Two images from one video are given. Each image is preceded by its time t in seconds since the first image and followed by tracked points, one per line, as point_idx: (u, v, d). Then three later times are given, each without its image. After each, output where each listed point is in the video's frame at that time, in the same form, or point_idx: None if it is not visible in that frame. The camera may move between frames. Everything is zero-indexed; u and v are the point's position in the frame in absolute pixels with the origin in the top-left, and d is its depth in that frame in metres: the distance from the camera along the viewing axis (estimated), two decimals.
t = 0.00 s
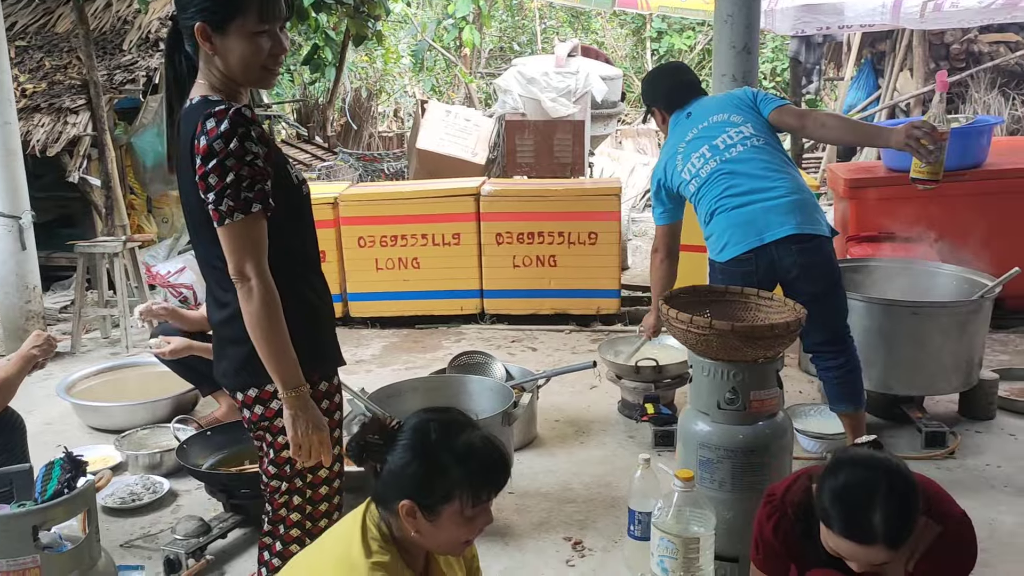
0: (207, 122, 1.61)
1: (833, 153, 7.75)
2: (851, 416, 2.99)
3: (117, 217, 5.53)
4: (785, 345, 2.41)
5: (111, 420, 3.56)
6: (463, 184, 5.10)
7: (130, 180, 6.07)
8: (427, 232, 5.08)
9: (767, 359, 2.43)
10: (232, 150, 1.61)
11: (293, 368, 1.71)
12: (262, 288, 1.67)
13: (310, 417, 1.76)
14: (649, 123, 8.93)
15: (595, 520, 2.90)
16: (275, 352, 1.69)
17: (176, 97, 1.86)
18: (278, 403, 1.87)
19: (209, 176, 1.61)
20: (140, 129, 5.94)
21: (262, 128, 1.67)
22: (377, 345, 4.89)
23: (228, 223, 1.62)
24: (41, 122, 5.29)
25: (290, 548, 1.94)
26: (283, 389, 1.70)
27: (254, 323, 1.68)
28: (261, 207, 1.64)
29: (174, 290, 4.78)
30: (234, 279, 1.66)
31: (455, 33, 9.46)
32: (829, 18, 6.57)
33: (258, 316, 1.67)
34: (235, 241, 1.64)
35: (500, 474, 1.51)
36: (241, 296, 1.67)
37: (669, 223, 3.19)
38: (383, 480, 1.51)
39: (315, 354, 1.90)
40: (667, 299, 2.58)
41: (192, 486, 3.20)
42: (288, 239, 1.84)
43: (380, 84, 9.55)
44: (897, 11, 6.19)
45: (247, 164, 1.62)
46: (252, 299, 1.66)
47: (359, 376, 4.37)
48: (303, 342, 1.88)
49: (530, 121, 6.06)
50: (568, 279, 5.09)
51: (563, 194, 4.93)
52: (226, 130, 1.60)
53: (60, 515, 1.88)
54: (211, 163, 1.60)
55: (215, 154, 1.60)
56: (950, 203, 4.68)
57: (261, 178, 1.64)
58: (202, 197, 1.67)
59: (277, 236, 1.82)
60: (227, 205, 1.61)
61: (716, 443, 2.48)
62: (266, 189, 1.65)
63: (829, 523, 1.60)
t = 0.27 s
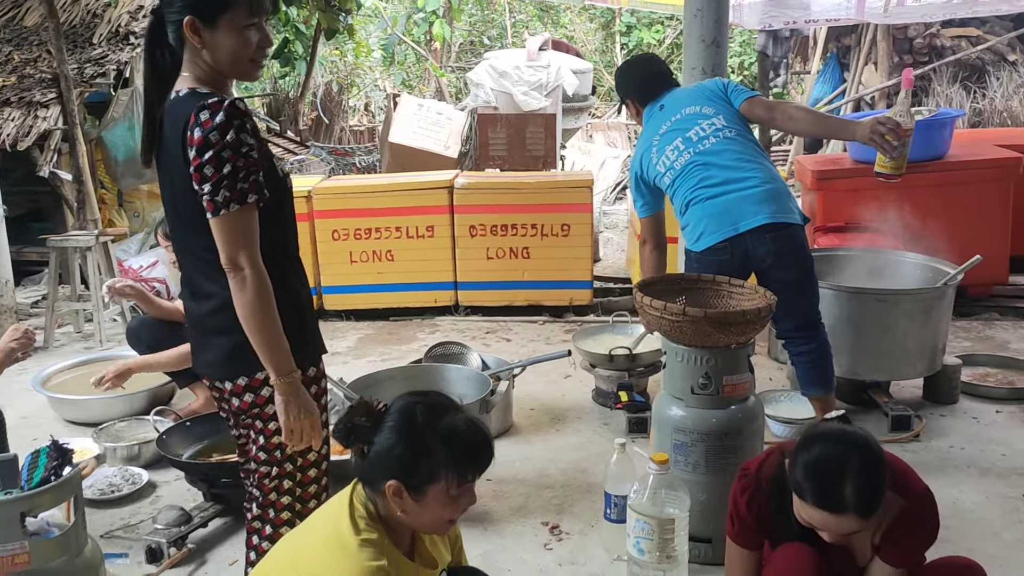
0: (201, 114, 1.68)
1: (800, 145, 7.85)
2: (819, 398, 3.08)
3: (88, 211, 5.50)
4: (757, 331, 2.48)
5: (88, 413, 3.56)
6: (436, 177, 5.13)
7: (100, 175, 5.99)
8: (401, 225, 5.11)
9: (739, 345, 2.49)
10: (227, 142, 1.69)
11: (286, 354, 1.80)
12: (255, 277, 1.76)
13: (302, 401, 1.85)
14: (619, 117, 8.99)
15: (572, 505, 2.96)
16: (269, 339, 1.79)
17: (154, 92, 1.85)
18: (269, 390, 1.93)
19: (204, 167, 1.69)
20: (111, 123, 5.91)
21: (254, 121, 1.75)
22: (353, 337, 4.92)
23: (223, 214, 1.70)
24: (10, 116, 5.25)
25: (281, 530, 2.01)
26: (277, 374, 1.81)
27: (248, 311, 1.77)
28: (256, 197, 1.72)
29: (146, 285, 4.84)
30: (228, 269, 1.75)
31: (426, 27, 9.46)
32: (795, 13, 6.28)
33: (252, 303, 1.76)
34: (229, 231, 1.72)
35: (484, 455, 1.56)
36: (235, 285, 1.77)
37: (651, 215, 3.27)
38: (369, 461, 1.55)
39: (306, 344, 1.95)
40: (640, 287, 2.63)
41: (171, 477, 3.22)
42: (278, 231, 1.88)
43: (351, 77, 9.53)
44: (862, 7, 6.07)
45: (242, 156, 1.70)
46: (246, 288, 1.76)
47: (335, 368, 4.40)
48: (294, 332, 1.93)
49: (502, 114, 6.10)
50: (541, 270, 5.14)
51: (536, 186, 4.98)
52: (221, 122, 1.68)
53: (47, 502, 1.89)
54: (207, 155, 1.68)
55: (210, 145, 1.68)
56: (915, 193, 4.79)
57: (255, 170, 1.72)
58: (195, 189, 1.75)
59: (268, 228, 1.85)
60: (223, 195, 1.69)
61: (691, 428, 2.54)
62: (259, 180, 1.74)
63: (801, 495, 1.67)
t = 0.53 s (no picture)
0: (195, 100, 1.74)
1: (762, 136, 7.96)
2: (790, 383, 3.17)
3: (53, 205, 5.45)
4: (725, 314, 2.57)
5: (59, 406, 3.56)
6: (404, 168, 5.16)
7: (63, 167, 5.92)
8: (370, 216, 5.13)
9: (708, 327, 2.57)
10: (223, 128, 1.75)
11: (275, 337, 1.88)
12: (246, 260, 1.83)
13: (288, 385, 1.92)
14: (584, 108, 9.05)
15: (545, 488, 3.02)
16: (258, 322, 1.86)
17: (139, 80, 1.89)
18: (251, 374, 1.96)
19: (200, 152, 1.75)
20: (74, 116, 5.86)
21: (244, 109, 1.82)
22: (323, 328, 4.94)
23: (217, 198, 1.77)
24: None
25: (265, 512, 2.05)
26: (266, 358, 1.88)
27: (237, 294, 1.84)
28: (248, 182, 1.79)
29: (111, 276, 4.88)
30: (219, 253, 1.82)
31: (389, 19, 9.44)
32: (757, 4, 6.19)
33: (243, 286, 1.83)
34: (221, 216, 1.78)
35: (469, 432, 1.62)
36: (226, 268, 1.83)
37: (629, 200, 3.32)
38: (357, 439, 1.60)
39: (293, 329, 2.01)
40: (611, 273, 2.69)
41: (146, 468, 3.23)
42: (267, 216, 1.94)
43: (314, 70, 9.48)
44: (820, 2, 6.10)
45: (238, 141, 1.77)
46: (237, 270, 1.82)
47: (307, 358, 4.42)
48: (281, 315, 1.98)
49: (468, 106, 6.13)
50: (510, 260, 5.20)
51: (502, 176, 5.03)
52: (216, 108, 1.74)
53: (32, 488, 1.89)
54: (203, 140, 1.74)
55: (206, 131, 1.74)
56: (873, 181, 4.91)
57: (247, 156, 1.79)
58: (187, 174, 1.81)
59: (257, 214, 1.91)
60: (218, 180, 1.76)
61: (662, 409, 2.61)
62: (251, 166, 1.81)
63: (769, 469, 1.73)
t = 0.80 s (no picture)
0: (146, 90, 1.74)
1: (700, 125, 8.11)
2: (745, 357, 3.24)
3: None
4: (672, 297, 2.64)
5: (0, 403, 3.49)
6: (348, 158, 5.16)
7: None
8: (314, 207, 5.11)
9: (655, 310, 2.65)
10: (175, 117, 1.75)
11: (236, 324, 1.89)
12: (203, 249, 1.83)
13: (252, 369, 1.93)
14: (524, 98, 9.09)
15: (498, 472, 3.07)
16: (217, 309, 1.87)
17: (91, 69, 1.88)
18: (206, 362, 1.95)
19: (152, 142, 1.75)
20: (5, 108, 5.72)
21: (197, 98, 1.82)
22: (268, 319, 4.91)
23: (170, 187, 1.77)
24: None
25: (220, 503, 2.03)
26: (227, 343, 1.89)
27: (195, 282, 1.84)
28: (202, 170, 1.80)
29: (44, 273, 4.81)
30: (175, 242, 1.82)
31: (327, 8, 9.35)
32: None
33: (200, 275, 1.84)
34: (175, 205, 1.79)
35: (432, 417, 1.66)
36: (182, 258, 1.83)
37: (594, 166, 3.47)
38: (322, 424, 1.62)
39: (247, 317, 2.02)
40: (561, 258, 2.74)
41: (94, 463, 3.19)
42: (222, 204, 1.94)
43: (251, 60, 9.35)
44: None
45: (189, 130, 1.77)
46: (194, 259, 1.83)
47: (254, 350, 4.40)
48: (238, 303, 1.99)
49: (411, 95, 6.14)
50: (455, 249, 5.22)
51: (447, 166, 5.06)
52: (167, 98, 1.74)
53: None
54: (154, 130, 1.74)
55: (157, 120, 1.74)
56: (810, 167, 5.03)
57: (201, 145, 1.80)
58: (140, 164, 1.80)
59: (212, 203, 1.91)
60: (171, 169, 1.76)
61: (612, 391, 2.67)
62: (206, 155, 1.81)
63: (724, 423, 1.81)
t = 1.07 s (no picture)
0: (80, 87, 1.69)
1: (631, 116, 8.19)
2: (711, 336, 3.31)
3: None
4: (618, 286, 2.67)
5: None
6: (282, 152, 5.08)
7: None
8: (248, 202, 5.02)
9: (602, 300, 2.67)
10: (109, 115, 1.71)
11: (181, 324, 1.84)
12: (144, 249, 1.79)
13: (200, 369, 1.88)
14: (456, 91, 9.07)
15: (448, 464, 3.08)
16: (161, 309, 1.81)
17: (25, 64, 1.83)
18: (155, 361, 1.91)
19: (86, 141, 1.70)
20: None
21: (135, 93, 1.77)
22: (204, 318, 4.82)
23: (107, 186, 1.72)
24: None
25: (172, 506, 1.99)
26: (173, 345, 1.84)
27: (138, 283, 1.79)
28: (139, 169, 1.75)
29: None
30: (115, 242, 1.77)
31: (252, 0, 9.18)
32: None
33: (142, 276, 1.79)
34: (114, 204, 1.74)
35: (394, 411, 1.65)
36: (123, 258, 1.78)
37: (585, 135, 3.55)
38: (283, 420, 1.61)
39: (195, 317, 1.98)
40: (507, 249, 2.76)
41: (30, 469, 3.10)
42: (164, 201, 1.90)
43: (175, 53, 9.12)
44: None
45: (124, 128, 1.72)
46: (135, 260, 1.78)
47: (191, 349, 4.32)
48: (185, 301, 1.96)
49: (343, 89, 6.08)
50: (393, 243, 5.20)
51: (383, 159, 5.03)
52: (100, 95, 1.69)
53: None
54: (88, 128, 1.70)
55: (91, 118, 1.69)
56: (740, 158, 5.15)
57: (138, 142, 1.75)
58: (77, 163, 1.75)
59: (154, 200, 1.86)
60: (106, 169, 1.72)
61: (561, 379, 2.70)
62: (143, 153, 1.76)
63: (675, 390, 1.85)
